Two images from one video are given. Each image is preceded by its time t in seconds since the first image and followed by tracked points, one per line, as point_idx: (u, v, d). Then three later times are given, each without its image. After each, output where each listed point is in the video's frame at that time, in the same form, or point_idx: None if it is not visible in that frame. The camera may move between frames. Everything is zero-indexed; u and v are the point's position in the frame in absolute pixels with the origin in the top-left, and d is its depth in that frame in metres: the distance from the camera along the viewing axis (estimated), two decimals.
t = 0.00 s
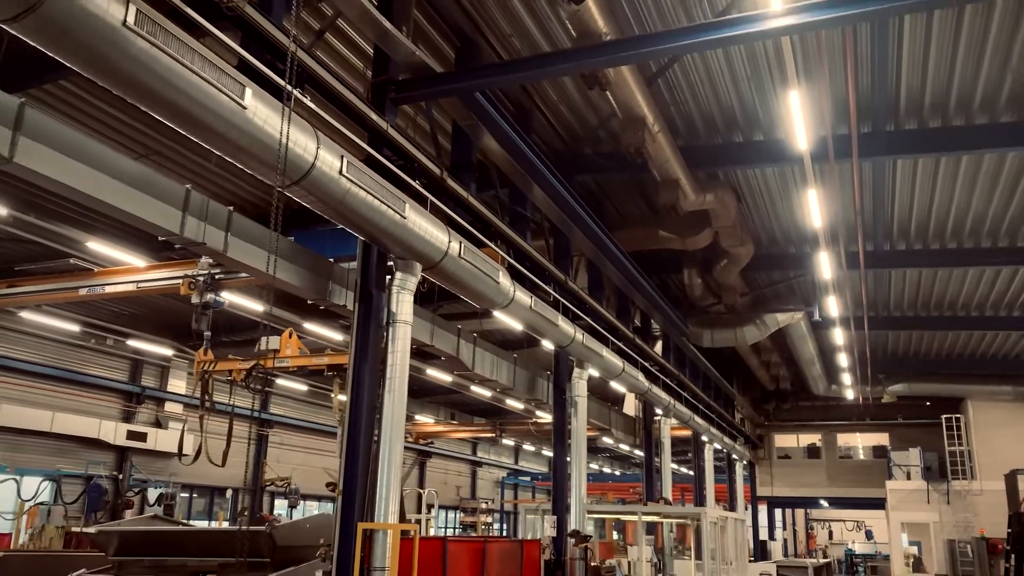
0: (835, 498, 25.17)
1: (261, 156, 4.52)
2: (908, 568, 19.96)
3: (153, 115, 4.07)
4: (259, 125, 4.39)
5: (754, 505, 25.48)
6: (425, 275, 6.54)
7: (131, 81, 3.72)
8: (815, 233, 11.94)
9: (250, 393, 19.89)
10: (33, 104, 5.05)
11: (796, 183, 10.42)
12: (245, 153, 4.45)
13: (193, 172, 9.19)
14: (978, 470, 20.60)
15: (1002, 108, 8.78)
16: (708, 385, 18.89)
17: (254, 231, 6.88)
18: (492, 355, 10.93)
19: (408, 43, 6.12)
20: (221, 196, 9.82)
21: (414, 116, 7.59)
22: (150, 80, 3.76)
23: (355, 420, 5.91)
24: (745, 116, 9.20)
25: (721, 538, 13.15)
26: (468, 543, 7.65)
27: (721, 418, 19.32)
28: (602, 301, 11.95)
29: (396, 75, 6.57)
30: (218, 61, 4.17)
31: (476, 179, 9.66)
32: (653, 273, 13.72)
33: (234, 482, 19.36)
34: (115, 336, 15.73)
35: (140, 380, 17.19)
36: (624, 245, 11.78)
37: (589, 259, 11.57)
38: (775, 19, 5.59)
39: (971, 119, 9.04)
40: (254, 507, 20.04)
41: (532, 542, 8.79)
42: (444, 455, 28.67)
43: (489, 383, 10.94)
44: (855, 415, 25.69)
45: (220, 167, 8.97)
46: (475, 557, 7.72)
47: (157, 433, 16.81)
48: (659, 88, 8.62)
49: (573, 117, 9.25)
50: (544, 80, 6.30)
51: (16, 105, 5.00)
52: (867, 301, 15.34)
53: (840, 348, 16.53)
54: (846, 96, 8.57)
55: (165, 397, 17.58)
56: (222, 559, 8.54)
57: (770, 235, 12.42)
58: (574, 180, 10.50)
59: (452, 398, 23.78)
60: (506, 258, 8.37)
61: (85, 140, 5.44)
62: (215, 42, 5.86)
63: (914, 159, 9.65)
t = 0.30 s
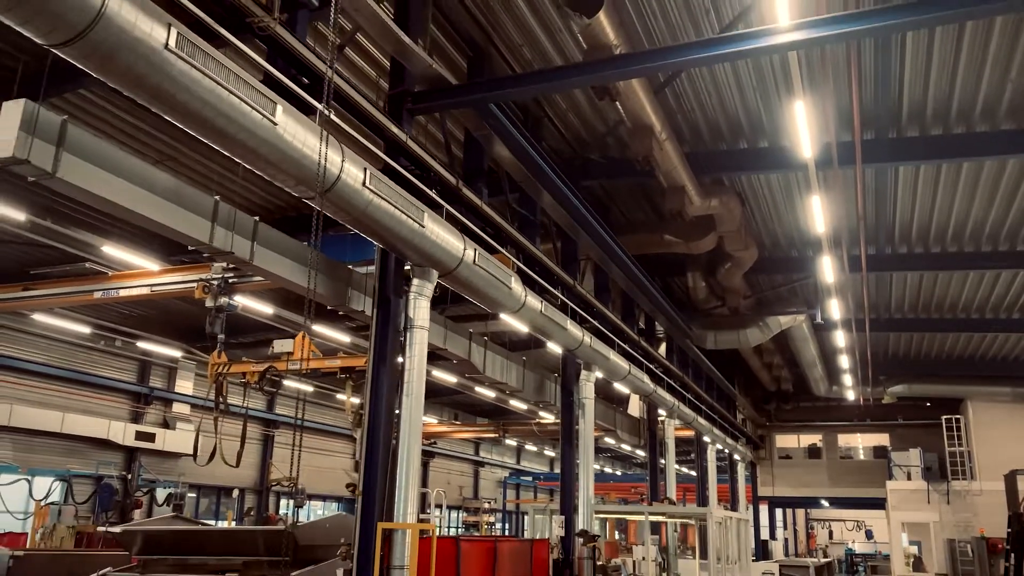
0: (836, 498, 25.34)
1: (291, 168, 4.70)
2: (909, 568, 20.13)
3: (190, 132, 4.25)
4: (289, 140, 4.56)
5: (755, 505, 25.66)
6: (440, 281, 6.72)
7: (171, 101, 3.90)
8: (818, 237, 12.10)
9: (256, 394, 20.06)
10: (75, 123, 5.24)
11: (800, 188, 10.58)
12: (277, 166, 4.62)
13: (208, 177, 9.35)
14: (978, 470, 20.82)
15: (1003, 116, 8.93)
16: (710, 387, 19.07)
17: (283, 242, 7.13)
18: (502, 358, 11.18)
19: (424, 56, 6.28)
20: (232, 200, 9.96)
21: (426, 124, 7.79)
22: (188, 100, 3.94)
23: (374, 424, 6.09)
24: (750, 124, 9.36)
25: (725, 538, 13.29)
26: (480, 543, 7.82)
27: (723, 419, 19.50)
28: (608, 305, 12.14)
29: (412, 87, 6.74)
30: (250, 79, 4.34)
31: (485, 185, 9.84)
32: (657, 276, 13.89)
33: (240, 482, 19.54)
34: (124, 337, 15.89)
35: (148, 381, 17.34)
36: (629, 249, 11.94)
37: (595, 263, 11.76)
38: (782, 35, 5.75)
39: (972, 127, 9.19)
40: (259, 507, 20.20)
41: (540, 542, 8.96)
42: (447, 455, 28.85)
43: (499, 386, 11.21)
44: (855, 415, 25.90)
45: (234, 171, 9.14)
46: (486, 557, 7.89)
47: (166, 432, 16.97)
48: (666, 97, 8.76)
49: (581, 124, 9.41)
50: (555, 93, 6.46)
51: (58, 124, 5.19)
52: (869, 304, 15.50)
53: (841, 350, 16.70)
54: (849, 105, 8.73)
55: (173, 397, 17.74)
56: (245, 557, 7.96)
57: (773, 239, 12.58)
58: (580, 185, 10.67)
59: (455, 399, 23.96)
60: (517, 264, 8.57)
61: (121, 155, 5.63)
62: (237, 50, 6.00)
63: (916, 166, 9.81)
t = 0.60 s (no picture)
0: (835, 497, 25.52)
1: (314, 180, 4.89)
2: (908, 567, 20.32)
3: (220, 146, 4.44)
4: (313, 153, 4.75)
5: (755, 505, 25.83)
6: (453, 286, 6.90)
7: (204, 117, 4.10)
8: (818, 241, 12.27)
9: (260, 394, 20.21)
10: (110, 138, 5.43)
11: (802, 193, 10.75)
12: (301, 177, 4.81)
13: (220, 182, 9.50)
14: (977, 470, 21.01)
15: (1001, 124, 9.11)
16: (711, 388, 19.25)
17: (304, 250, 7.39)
18: (509, 361, 11.46)
19: (438, 68, 6.44)
20: (242, 203, 10.10)
21: (437, 131, 7.96)
22: (220, 115, 4.13)
23: (389, 425, 6.27)
24: (753, 131, 9.53)
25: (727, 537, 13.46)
26: (490, 542, 7.99)
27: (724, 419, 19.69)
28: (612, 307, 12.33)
29: (426, 97, 6.91)
30: (277, 94, 4.53)
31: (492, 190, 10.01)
32: (660, 278, 14.06)
33: (245, 482, 19.69)
34: (132, 339, 16.02)
35: (155, 381, 17.48)
36: (633, 252, 12.11)
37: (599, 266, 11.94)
38: (786, 49, 5.92)
39: (971, 133, 9.36)
40: (264, 507, 20.36)
41: (545, 541, 9.13)
42: (448, 455, 28.99)
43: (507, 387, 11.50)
44: (855, 416, 26.10)
45: (245, 176, 9.30)
46: (496, 555, 8.06)
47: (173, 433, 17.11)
48: (671, 105, 8.93)
49: (587, 130, 9.57)
50: (565, 103, 6.64)
51: (94, 138, 5.37)
52: (869, 306, 15.68)
53: (841, 352, 16.88)
54: (851, 112, 8.90)
55: (179, 398, 17.87)
56: (264, 555, 7.92)
57: (774, 242, 12.76)
58: (586, 189, 10.84)
59: (458, 399, 24.12)
60: (525, 269, 8.79)
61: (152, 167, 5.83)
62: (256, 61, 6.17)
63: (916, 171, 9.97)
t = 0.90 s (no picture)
0: (834, 498, 25.68)
1: (334, 193, 5.09)
2: (905, 567, 20.51)
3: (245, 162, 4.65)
4: (334, 169, 4.94)
5: (755, 505, 26.01)
6: (463, 294, 7.07)
7: (231, 135, 4.31)
8: (818, 245, 12.45)
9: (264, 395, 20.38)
10: (140, 155, 5.65)
11: (802, 199, 10.93)
12: (322, 191, 5.01)
13: (230, 189, 9.66)
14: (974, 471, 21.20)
15: (998, 132, 9.28)
16: (711, 389, 19.43)
17: (323, 262, 7.62)
18: (515, 365, 11.66)
19: (449, 81, 6.60)
20: (251, 209, 10.26)
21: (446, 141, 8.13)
22: (247, 133, 4.34)
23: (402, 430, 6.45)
24: (755, 139, 9.71)
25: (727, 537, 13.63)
26: (498, 543, 8.16)
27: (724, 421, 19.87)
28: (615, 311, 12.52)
29: (437, 109, 7.10)
30: (299, 112, 4.73)
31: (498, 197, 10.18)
32: (661, 281, 14.24)
33: (248, 483, 19.83)
34: (138, 341, 16.17)
35: (160, 383, 17.62)
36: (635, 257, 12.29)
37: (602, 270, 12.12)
38: (789, 64, 6.09)
39: (968, 142, 9.54)
40: (267, 507, 20.52)
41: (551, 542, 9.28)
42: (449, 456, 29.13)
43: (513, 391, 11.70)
44: (854, 417, 26.40)
45: (255, 183, 9.46)
46: (503, 556, 8.22)
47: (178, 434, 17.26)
48: (674, 114, 9.10)
49: (591, 138, 9.75)
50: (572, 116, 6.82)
51: (125, 156, 5.59)
52: (868, 309, 15.87)
53: (840, 354, 17.07)
54: (851, 121, 9.08)
55: (184, 399, 18.02)
56: (279, 556, 8.02)
57: (775, 246, 12.95)
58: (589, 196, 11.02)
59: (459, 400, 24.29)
60: (532, 275, 8.97)
61: (179, 182, 6.04)
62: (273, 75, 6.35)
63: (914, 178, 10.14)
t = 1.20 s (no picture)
0: (832, 498, 25.86)
1: (356, 204, 5.27)
2: (903, 566, 20.70)
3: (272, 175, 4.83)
4: (357, 182, 5.12)
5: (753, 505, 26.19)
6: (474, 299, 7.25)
7: (260, 150, 4.49)
8: (818, 249, 12.63)
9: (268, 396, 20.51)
10: (171, 168, 5.90)
11: (803, 204, 11.10)
12: (344, 202, 5.19)
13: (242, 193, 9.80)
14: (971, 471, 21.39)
15: (996, 140, 9.46)
16: (711, 390, 19.61)
17: (341, 268, 7.79)
18: (522, 368, 11.84)
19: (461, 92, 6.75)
20: (261, 213, 10.40)
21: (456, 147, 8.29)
22: (275, 149, 4.52)
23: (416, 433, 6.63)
24: (757, 146, 9.88)
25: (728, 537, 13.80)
26: (508, 543, 8.35)
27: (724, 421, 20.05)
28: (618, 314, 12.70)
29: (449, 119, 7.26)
30: (324, 126, 4.90)
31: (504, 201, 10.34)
32: (663, 284, 14.40)
33: (252, 482, 19.97)
34: (144, 342, 16.28)
35: (165, 384, 17.74)
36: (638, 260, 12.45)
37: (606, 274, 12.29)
38: (793, 78, 6.26)
39: (966, 150, 9.72)
40: (270, 507, 20.65)
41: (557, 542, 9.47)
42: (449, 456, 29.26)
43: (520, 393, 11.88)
44: (852, 418, 26.55)
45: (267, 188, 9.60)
46: (512, 555, 8.41)
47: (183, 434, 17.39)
48: (678, 121, 9.27)
49: (596, 144, 9.90)
50: (581, 126, 6.99)
51: (157, 169, 5.85)
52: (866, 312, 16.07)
53: (839, 356, 17.26)
54: (851, 129, 9.25)
55: (188, 400, 18.14)
56: (296, 555, 8.02)
57: (775, 250, 13.12)
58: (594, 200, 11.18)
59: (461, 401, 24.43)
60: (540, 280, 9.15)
61: (205, 193, 6.22)
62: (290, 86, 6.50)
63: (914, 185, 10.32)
